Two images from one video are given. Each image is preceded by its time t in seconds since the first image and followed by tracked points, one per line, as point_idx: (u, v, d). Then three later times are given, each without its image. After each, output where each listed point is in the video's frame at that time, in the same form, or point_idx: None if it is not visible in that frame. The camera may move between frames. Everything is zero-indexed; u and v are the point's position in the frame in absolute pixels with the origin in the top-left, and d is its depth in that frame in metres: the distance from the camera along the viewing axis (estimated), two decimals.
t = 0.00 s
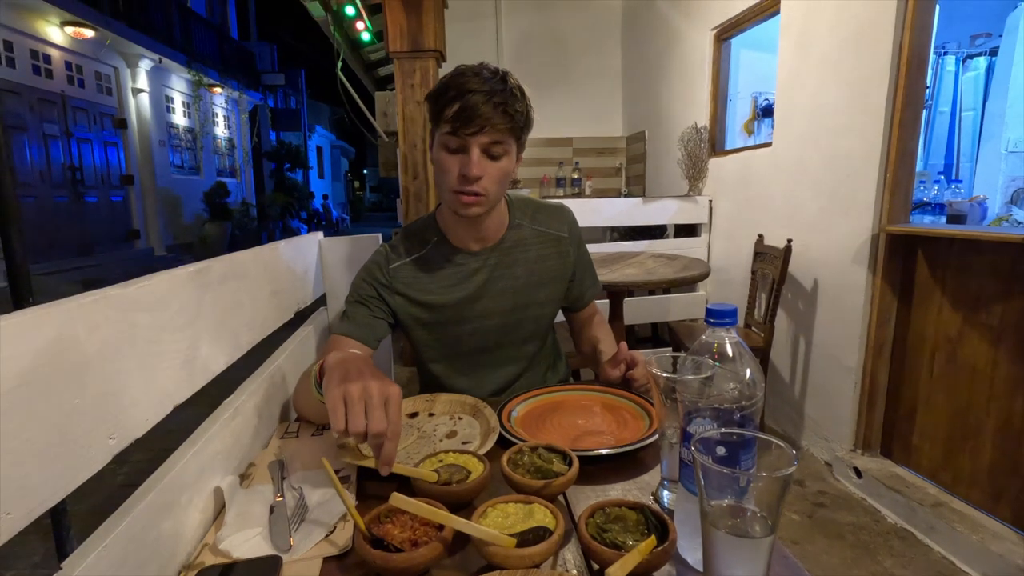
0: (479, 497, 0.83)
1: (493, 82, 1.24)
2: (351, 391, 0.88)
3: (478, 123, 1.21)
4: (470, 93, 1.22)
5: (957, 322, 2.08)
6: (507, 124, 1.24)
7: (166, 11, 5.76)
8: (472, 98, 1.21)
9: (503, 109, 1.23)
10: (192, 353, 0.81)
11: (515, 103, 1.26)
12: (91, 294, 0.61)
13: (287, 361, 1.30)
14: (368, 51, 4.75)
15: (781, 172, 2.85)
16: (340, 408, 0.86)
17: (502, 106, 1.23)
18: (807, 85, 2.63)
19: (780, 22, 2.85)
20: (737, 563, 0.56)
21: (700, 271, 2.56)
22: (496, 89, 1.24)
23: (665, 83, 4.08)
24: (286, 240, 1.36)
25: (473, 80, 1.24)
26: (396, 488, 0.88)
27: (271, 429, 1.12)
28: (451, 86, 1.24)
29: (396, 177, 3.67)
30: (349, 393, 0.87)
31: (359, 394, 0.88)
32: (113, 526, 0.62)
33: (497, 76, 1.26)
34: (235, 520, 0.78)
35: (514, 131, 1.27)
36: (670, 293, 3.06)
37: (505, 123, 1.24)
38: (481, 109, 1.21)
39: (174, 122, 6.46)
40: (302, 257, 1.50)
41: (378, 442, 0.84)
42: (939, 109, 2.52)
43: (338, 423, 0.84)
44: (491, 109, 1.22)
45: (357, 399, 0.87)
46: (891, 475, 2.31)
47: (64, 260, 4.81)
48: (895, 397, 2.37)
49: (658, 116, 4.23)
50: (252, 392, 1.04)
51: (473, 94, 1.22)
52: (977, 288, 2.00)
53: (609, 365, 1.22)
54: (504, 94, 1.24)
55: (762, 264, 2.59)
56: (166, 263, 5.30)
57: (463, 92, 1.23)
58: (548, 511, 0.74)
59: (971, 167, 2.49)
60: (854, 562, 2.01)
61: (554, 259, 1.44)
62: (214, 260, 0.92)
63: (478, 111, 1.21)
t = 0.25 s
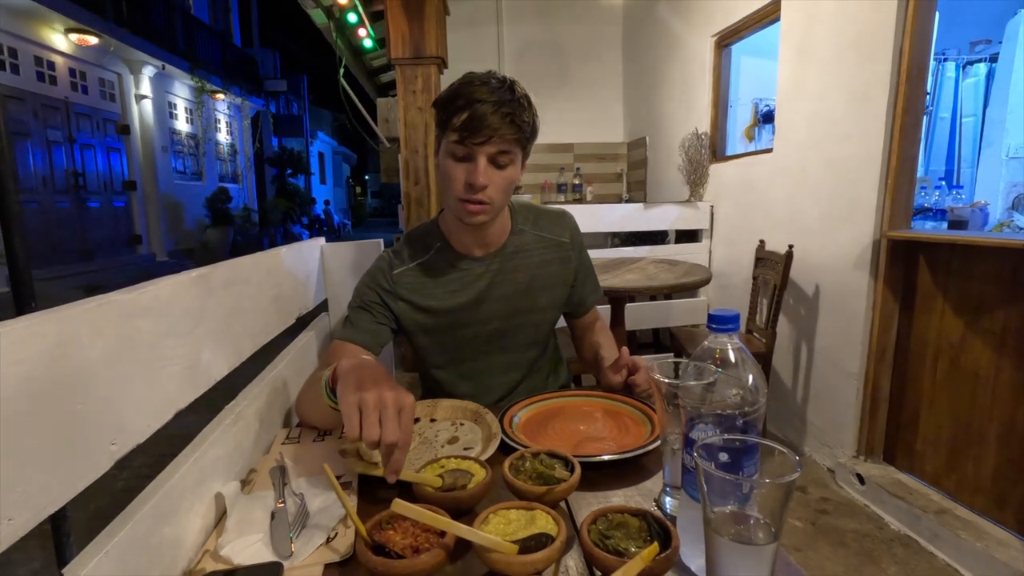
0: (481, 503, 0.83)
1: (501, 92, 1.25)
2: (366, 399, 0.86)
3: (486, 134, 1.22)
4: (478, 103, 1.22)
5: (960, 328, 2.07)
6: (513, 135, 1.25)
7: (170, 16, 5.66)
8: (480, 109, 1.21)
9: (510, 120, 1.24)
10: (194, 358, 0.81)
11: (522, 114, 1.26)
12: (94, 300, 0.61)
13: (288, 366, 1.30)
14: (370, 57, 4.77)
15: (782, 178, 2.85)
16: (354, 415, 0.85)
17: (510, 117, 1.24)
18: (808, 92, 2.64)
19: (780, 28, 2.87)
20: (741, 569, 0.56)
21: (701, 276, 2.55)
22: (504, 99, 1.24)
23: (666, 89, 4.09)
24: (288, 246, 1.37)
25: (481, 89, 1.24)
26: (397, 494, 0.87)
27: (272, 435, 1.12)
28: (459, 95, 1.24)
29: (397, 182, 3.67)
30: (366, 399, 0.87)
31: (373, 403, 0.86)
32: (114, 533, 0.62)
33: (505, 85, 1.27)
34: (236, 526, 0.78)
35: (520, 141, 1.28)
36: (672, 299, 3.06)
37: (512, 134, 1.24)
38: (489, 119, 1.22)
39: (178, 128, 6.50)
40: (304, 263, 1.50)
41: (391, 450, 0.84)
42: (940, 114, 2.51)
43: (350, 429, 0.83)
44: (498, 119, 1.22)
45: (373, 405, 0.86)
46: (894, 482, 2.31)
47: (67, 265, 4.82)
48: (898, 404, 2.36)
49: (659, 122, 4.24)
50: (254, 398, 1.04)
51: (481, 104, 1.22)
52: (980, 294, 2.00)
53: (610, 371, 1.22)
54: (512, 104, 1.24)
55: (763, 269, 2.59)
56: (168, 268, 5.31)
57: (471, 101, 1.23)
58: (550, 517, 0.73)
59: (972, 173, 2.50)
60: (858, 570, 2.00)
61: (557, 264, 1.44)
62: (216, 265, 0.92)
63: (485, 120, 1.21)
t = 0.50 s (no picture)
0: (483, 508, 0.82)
1: (510, 89, 1.28)
2: (369, 365, 0.87)
3: (499, 128, 1.25)
4: (490, 99, 1.25)
5: (962, 333, 2.07)
6: (524, 129, 1.27)
7: (176, 25, 5.91)
8: (492, 105, 1.24)
9: (521, 115, 1.27)
10: (197, 362, 0.81)
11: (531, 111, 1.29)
12: (97, 304, 0.61)
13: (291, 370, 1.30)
14: (373, 63, 4.80)
15: (783, 184, 2.86)
16: (358, 384, 0.85)
17: (521, 112, 1.26)
18: (809, 98, 2.65)
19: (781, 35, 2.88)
20: None
21: (703, 281, 2.55)
22: (514, 95, 1.27)
23: (667, 94, 4.11)
24: (291, 250, 1.37)
25: (491, 87, 1.27)
26: (399, 499, 0.87)
27: (273, 439, 1.12)
28: (471, 93, 1.27)
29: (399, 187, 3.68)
30: (369, 365, 0.87)
31: (376, 368, 0.87)
32: (116, 537, 0.62)
33: (513, 83, 1.30)
34: (237, 530, 0.78)
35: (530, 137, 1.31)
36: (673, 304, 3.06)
37: (524, 129, 1.27)
38: (500, 115, 1.24)
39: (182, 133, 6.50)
40: (307, 267, 1.50)
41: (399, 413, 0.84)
42: (941, 120, 2.51)
43: (355, 396, 0.83)
44: (509, 114, 1.25)
45: (377, 371, 0.87)
46: (896, 488, 2.30)
47: (70, 269, 4.83)
48: (900, 410, 2.35)
49: (661, 127, 4.25)
50: (256, 402, 1.04)
51: (493, 100, 1.25)
52: (982, 299, 2.00)
53: (612, 376, 1.22)
54: (522, 100, 1.27)
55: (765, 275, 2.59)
56: (170, 273, 5.32)
57: (484, 97, 1.26)
58: (552, 523, 0.73)
59: (974, 178, 2.49)
60: None
61: (560, 266, 1.44)
62: (219, 269, 0.92)
63: (498, 115, 1.24)
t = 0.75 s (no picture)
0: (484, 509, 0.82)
1: (510, 83, 1.29)
2: (385, 336, 0.89)
3: (499, 120, 1.26)
4: (490, 92, 1.27)
5: (963, 336, 2.07)
6: (525, 121, 1.28)
7: (177, 27, 5.94)
8: (492, 98, 1.25)
9: (522, 107, 1.27)
10: (198, 363, 0.81)
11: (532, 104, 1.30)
12: (99, 305, 0.61)
13: (291, 372, 1.30)
14: (374, 65, 4.81)
15: (785, 186, 2.86)
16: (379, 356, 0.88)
17: (521, 104, 1.27)
18: (810, 100, 2.65)
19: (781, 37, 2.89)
20: None
21: (704, 283, 2.55)
22: (514, 89, 1.29)
23: (668, 96, 4.11)
24: (292, 250, 1.37)
25: (491, 82, 1.28)
26: (400, 500, 0.87)
27: (274, 440, 1.12)
28: (472, 87, 1.28)
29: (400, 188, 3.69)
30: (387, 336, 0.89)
31: (394, 340, 0.89)
32: (117, 538, 0.62)
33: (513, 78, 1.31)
34: (239, 531, 0.78)
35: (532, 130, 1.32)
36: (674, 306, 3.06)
37: (525, 121, 1.28)
38: (501, 107, 1.25)
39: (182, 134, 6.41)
40: (308, 268, 1.50)
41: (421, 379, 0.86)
42: (942, 122, 2.49)
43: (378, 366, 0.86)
44: (509, 107, 1.26)
45: (395, 341, 0.89)
46: (898, 491, 2.29)
47: (71, 270, 4.84)
48: (901, 412, 2.34)
49: (662, 129, 4.25)
50: (257, 403, 1.04)
51: (492, 93, 1.26)
52: (983, 302, 1.99)
53: (614, 377, 1.21)
54: (522, 93, 1.29)
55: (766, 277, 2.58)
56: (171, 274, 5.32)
57: (484, 91, 1.27)
58: (554, 525, 0.73)
59: (975, 181, 2.49)
60: None
61: (565, 267, 1.44)
62: (220, 270, 0.93)
63: (498, 108, 1.25)
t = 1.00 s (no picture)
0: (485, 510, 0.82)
1: (526, 84, 1.29)
2: (350, 362, 0.95)
3: (513, 120, 1.26)
4: (505, 93, 1.27)
5: (963, 338, 2.07)
6: (538, 122, 1.28)
7: (178, 28, 5.94)
8: (506, 98, 1.25)
9: (536, 108, 1.27)
10: (199, 364, 0.82)
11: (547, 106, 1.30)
12: (100, 306, 0.61)
13: (292, 372, 1.31)
14: (375, 66, 4.81)
15: (785, 187, 2.86)
16: (347, 381, 0.93)
17: (535, 106, 1.27)
18: (810, 102, 2.65)
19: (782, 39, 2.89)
20: None
21: (704, 285, 2.55)
22: (529, 90, 1.28)
23: (668, 97, 4.12)
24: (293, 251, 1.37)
25: (508, 82, 1.28)
26: (401, 501, 0.87)
27: (274, 440, 1.12)
28: (487, 87, 1.29)
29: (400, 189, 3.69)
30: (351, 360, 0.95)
31: (359, 364, 0.95)
32: (119, 538, 0.62)
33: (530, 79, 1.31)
34: (240, 532, 0.78)
35: (545, 132, 1.32)
36: (674, 308, 3.06)
37: (537, 122, 1.28)
38: (515, 108, 1.25)
39: (182, 134, 6.44)
40: (309, 269, 1.50)
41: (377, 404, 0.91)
42: (942, 124, 2.49)
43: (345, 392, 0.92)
44: (523, 108, 1.26)
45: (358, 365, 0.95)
46: (899, 493, 2.29)
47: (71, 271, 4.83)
48: (902, 414, 2.34)
49: (662, 131, 4.26)
50: (258, 403, 1.04)
51: (508, 93, 1.26)
52: (984, 304, 1.99)
53: (615, 379, 1.21)
54: (537, 95, 1.29)
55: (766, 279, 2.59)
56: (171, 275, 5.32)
57: (499, 91, 1.27)
58: (554, 526, 0.73)
59: (976, 183, 2.49)
60: None
61: (570, 269, 1.43)
62: (221, 271, 0.93)
63: (512, 108, 1.25)
